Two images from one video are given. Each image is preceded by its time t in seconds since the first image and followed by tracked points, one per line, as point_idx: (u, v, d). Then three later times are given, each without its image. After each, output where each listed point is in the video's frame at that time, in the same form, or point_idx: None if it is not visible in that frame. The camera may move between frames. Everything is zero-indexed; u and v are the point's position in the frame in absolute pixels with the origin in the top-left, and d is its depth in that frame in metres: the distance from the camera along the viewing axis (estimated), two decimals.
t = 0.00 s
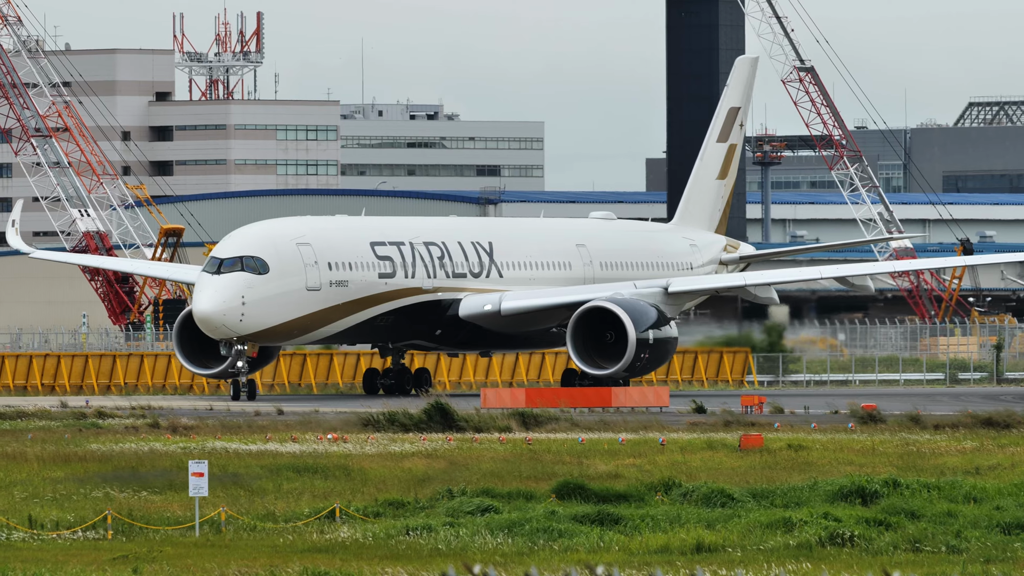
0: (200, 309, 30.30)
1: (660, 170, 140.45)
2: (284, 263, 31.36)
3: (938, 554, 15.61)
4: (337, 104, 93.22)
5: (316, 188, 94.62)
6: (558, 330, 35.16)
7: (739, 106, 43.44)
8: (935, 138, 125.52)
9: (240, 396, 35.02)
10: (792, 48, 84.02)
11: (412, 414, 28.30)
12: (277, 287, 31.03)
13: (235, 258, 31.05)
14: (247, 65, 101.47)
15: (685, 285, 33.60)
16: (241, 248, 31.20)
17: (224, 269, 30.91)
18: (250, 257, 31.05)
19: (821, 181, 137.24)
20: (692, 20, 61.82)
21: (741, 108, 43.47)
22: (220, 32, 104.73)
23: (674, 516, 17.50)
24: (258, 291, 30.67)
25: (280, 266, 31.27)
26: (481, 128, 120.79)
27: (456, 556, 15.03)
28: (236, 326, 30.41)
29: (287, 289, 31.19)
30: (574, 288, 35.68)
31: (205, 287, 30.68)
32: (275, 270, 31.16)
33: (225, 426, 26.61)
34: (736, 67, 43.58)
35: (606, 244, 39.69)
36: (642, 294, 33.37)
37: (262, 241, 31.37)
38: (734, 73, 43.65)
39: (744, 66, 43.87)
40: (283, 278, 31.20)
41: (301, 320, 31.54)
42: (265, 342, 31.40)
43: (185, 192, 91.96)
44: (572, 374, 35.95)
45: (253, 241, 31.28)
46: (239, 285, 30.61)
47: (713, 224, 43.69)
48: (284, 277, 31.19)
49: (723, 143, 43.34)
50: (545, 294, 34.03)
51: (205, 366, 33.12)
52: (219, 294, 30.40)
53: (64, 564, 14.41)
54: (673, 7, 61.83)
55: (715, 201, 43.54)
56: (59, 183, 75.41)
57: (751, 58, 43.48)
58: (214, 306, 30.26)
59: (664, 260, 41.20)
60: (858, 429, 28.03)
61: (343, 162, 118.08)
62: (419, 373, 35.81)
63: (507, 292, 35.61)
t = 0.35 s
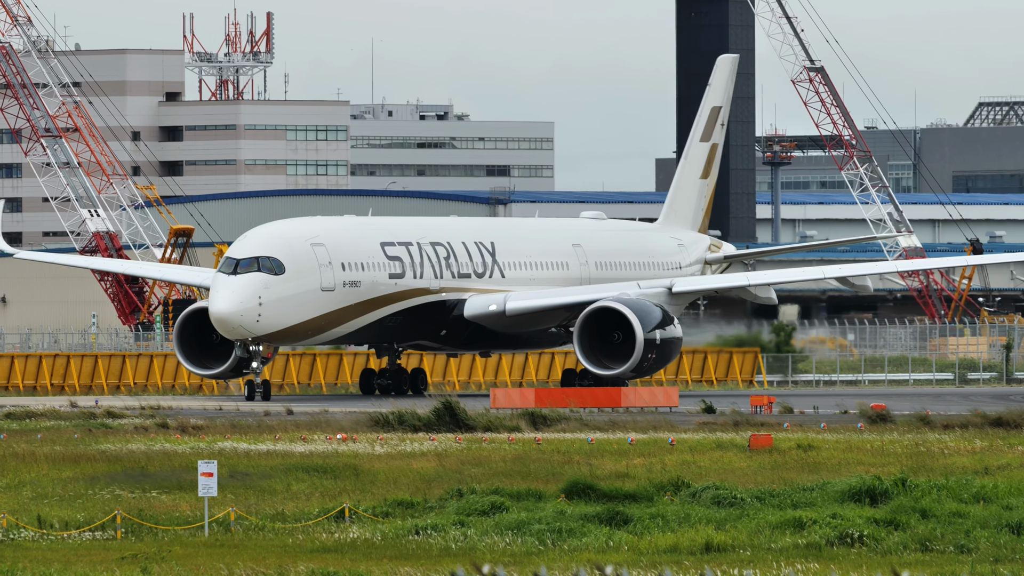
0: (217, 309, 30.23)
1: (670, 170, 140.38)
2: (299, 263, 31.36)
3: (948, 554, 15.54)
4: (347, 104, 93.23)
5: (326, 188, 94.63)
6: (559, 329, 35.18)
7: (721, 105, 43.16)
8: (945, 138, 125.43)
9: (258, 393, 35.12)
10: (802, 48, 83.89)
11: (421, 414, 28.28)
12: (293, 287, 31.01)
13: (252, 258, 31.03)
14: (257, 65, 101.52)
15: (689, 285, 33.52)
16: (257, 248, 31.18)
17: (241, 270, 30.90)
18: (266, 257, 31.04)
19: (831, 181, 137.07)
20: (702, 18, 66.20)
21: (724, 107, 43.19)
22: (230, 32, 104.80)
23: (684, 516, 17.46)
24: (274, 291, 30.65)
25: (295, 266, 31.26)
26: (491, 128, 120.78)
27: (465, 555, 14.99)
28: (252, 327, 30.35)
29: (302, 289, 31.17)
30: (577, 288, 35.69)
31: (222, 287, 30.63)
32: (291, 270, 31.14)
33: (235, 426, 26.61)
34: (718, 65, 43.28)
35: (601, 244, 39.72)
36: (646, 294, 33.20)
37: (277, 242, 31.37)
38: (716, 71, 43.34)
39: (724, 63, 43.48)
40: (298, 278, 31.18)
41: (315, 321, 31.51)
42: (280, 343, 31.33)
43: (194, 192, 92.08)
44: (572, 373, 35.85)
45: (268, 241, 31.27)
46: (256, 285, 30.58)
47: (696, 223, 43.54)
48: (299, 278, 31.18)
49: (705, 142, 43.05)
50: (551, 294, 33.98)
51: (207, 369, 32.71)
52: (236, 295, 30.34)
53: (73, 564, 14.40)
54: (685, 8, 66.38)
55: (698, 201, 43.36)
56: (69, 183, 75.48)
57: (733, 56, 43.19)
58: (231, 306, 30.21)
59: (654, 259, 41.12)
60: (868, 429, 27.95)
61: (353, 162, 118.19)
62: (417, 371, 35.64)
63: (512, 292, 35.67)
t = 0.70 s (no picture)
0: (234, 309, 30.02)
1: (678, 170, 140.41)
2: (314, 264, 31.24)
3: (956, 554, 15.48)
4: (355, 104, 93.25)
5: (334, 188, 94.62)
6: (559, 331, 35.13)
7: (701, 104, 43.15)
8: (953, 138, 125.53)
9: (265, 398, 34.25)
10: (810, 48, 83.81)
11: (429, 414, 28.25)
12: (309, 288, 30.91)
13: (268, 258, 30.83)
14: (265, 65, 101.58)
15: (691, 285, 33.28)
16: (272, 248, 31.00)
17: (257, 270, 30.67)
18: (282, 257, 30.88)
19: (839, 181, 136.96)
20: (710, 19, 71.22)
21: (704, 106, 43.19)
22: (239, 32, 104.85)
23: (692, 516, 17.40)
24: (291, 292, 30.52)
25: (310, 266, 31.15)
26: (499, 128, 120.79)
27: (474, 555, 14.95)
28: (269, 327, 30.20)
29: (317, 289, 31.07)
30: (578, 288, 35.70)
31: (239, 287, 30.38)
32: (307, 270, 31.02)
33: (243, 426, 26.58)
34: (697, 64, 43.29)
35: (596, 243, 39.72)
36: (648, 293, 32.96)
37: (293, 242, 31.21)
38: (696, 70, 43.37)
39: (704, 62, 43.41)
40: (313, 278, 31.06)
41: (329, 321, 31.42)
42: (294, 343, 31.22)
43: (202, 192, 92.16)
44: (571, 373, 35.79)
45: (284, 241, 31.11)
46: (273, 286, 30.43)
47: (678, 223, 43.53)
48: (314, 278, 31.07)
49: (687, 141, 43.00)
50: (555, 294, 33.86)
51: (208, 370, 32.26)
52: (253, 295, 30.15)
53: (82, 564, 14.38)
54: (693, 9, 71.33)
55: (680, 201, 43.35)
56: (77, 183, 75.54)
57: (712, 55, 43.22)
58: (248, 306, 30.02)
59: (645, 259, 41.06)
60: (876, 429, 27.87)
61: (361, 162, 118.31)
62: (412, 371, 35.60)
63: (514, 292, 35.60)
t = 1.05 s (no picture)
0: (252, 310, 29.92)
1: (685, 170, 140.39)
2: (329, 264, 31.20)
3: (963, 554, 15.43)
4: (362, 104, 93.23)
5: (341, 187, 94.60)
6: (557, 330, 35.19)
7: (682, 103, 43.03)
8: (960, 138, 125.41)
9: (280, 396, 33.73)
10: (817, 48, 83.77)
11: (436, 414, 28.22)
12: (325, 288, 30.84)
13: (284, 259, 30.76)
14: (272, 65, 101.59)
15: (694, 285, 32.97)
16: (288, 248, 30.93)
17: (274, 270, 30.59)
18: (298, 257, 30.81)
19: (846, 181, 136.80)
20: (717, 18, 71.20)
21: (684, 105, 43.07)
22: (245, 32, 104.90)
23: (699, 516, 17.35)
24: (308, 292, 30.46)
25: (326, 267, 31.10)
26: (506, 127, 120.75)
27: (480, 555, 14.92)
28: (286, 327, 30.13)
29: (333, 290, 31.01)
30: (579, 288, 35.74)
31: (256, 287, 30.30)
32: (322, 271, 30.97)
33: (250, 426, 26.56)
34: (677, 63, 43.13)
35: (590, 245, 39.58)
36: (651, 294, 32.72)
37: (308, 242, 31.16)
38: (676, 70, 43.22)
39: (683, 61, 43.26)
40: (328, 278, 31.01)
41: (344, 321, 31.36)
42: (309, 344, 31.14)
43: (209, 192, 92.23)
44: (571, 374, 35.63)
45: (300, 241, 31.05)
46: (290, 286, 30.34)
47: (660, 222, 43.54)
48: (330, 278, 31.00)
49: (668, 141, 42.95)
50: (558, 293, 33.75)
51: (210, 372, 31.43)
52: (271, 295, 30.08)
53: (88, 564, 14.36)
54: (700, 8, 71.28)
55: (662, 200, 43.33)
56: (84, 183, 75.59)
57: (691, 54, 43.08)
58: (266, 306, 29.96)
59: (635, 260, 40.93)
60: (883, 429, 27.79)
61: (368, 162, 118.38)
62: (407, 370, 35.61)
63: (515, 292, 35.54)
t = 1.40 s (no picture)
0: (270, 310, 29.88)
1: (690, 170, 140.30)
2: (344, 264, 31.16)
3: (970, 554, 15.35)
4: (367, 104, 93.19)
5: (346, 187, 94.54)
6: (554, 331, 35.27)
7: (660, 103, 43.25)
8: (966, 137, 126.58)
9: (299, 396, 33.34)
10: (822, 48, 83.75)
11: (441, 414, 28.18)
12: (341, 288, 30.80)
13: (301, 258, 30.72)
14: (278, 65, 101.58)
15: (696, 285, 32.82)
16: (304, 249, 30.89)
17: (291, 270, 30.56)
18: (314, 257, 30.77)
19: (852, 181, 136.71)
20: (723, 18, 71.33)
21: (662, 105, 43.31)
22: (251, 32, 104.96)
23: (705, 516, 17.29)
24: (324, 292, 30.42)
25: (342, 267, 31.06)
26: (512, 127, 120.68)
27: (486, 555, 14.86)
28: (303, 328, 30.12)
29: (349, 290, 30.96)
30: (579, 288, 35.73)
31: (273, 288, 30.28)
32: (338, 271, 30.93)
33: (257, 426, 26.50)
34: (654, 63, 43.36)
35: (585, 248, 39.54)
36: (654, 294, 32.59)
37: (323, 242, 31.12)
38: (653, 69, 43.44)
39: (661, 60, 43.32)
40: (344, 278, 30.96)
41: (359, 321, 31.33)
42: (324, 344, 31.10)
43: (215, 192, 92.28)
44: (572, 373, 35.47)
45: (316, 241, 31.02)
46: (307, 286, 30.30)
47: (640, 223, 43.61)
48: (346, 279, 30.96)
49: (648, 140, 43.13)
50: (563, 292, 33.68)
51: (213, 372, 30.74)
52: (288, 296, 30.05)
53: (95, 563, 14.31)
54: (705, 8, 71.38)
55: (642, 200, 43.44)
56: (90, 183, 75.58)
57: (669, 54, 43.33)
58: (283, 307, 29.93)
59: (623, 259, 40.85)
60: (889, 429, 27.69)
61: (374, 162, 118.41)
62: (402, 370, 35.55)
63: (516, 292, 35.46)
